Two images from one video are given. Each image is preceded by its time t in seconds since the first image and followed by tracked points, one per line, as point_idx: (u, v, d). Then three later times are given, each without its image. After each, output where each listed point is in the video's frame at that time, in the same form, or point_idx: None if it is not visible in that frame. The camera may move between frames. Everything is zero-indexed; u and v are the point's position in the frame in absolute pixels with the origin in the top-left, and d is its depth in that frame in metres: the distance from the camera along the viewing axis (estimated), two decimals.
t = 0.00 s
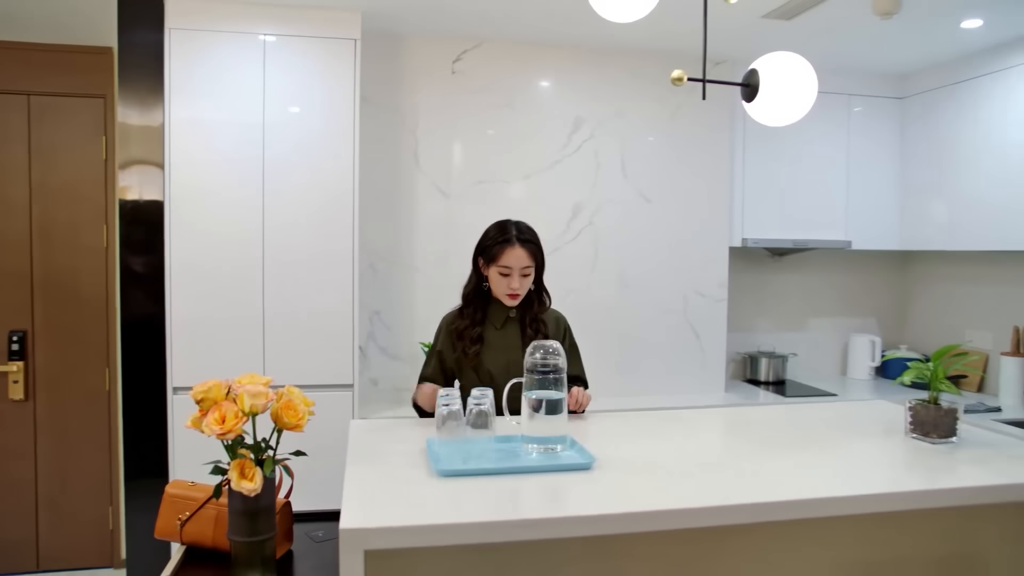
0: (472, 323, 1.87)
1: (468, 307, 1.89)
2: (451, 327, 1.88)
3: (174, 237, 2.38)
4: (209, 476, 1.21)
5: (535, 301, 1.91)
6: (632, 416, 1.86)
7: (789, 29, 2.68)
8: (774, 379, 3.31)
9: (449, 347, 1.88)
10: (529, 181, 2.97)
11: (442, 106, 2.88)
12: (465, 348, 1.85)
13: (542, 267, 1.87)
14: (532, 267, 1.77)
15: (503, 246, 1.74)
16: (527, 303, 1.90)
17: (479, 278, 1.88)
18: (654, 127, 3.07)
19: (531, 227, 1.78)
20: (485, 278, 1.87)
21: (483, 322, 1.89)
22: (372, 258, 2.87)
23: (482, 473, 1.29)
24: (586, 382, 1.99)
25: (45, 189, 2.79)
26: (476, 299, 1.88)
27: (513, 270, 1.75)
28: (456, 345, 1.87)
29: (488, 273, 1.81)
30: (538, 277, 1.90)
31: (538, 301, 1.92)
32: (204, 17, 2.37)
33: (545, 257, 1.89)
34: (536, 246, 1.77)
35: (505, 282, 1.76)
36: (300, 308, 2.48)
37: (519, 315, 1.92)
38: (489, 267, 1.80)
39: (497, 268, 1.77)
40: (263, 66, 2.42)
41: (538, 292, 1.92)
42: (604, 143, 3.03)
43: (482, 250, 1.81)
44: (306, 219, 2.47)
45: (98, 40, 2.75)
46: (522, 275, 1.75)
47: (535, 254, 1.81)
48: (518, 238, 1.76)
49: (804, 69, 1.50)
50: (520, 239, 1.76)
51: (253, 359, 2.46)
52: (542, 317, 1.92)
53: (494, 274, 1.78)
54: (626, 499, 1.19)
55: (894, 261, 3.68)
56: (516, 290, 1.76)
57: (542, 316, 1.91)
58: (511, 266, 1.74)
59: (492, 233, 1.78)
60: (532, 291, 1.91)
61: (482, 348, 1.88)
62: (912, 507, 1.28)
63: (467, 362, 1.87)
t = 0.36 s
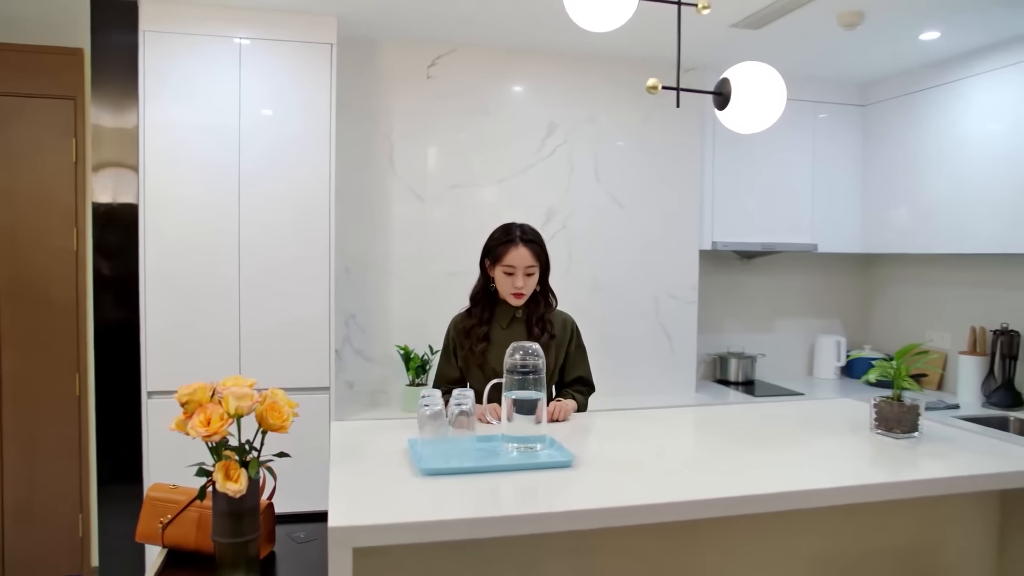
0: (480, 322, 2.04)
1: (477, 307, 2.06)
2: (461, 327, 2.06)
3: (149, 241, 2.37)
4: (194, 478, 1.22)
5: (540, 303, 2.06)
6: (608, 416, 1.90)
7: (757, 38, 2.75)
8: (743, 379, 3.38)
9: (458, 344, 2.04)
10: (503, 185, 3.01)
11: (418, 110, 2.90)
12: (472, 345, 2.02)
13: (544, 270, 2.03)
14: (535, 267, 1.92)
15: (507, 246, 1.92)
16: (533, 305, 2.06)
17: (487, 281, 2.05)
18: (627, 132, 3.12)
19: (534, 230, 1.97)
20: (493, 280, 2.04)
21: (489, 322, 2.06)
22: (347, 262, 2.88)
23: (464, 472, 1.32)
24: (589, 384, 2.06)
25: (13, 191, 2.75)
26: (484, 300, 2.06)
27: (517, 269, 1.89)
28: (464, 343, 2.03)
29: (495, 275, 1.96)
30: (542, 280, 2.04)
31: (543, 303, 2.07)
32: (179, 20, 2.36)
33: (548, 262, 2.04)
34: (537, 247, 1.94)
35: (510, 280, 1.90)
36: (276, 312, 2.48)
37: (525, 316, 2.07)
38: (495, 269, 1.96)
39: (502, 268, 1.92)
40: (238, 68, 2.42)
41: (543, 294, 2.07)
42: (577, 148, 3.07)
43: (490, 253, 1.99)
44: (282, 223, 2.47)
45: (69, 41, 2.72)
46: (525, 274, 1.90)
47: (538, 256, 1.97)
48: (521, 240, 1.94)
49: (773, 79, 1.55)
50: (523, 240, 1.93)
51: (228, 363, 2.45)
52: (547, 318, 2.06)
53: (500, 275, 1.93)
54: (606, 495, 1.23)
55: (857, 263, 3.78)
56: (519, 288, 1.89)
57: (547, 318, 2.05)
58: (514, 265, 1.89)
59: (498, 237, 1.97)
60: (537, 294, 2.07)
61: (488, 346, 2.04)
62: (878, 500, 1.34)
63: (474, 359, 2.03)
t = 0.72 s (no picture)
0: (467, 327, 2.07)
1: (464, 312, 2.09)
2: (449, 332, 2.08)
3: (125, 246, 2.35)
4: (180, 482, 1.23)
5: (526, 308, 2.09)
6: (586, 419, 1.94)
7: (728, 49, 2.82)
8: (716, 382, 3.45)
9: (445, 349, 2.08)
10: (480, 191, 3.03)
11: (395, 117, 2.92)
12: (461, 350, 2.05)
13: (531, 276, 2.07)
14: (520, 270, 1.95)
15: (492, 250, 1.95)
16: (518, 311, 2.09)
17: (473, 286, 2.08)
18: (601, 140, 3.17)
19: (520, 235, 2.00)
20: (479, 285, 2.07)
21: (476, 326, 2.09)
22: (325, 267, 2.88)
23: (447, 473, 1.34)
24: (574, 391, 2.12)
25: None
26: (471, 305, 2.09)
27: (502, 272, 1.92)
28: (451, 347, 2.07)
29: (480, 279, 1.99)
30: (528, 284, 2.08)
31: (529, 308, 2.10)
32: (156, 26, 2.35)
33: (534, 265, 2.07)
34: (522, 251, 1.97)
35: (495, 284, 1.94)
36: (254, 317, 2.48)
37: (512, 321, 2.10)
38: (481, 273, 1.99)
39: (487, 271, 1.95)
40: (214, 73, 2.42)
41: (529, 299, 2.10)
42: (553, 155, 3.12)
43: (476, 257, 2.02)
44: (260, 229, 2.47)
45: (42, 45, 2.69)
46: (510, 277, 1.93)
47: (524, 261, 2.00)
48: (506, 244, 1.97)
49: (745, 90, 1.61)
50: (508, 244, 1.96)
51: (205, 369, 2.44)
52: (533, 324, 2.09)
53: (485, 279, 1.96)
54: (588, 494, 1.26)
55: (825, 268, 3.88)
56: (504, 291, 1.92)
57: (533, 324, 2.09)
58: (499, 268, 1.92)
59: (484, 241, 2.01)
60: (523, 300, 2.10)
61: (474, 351, 2.07)
62: (848, 496, 1.39)
63: (460, 363, 2.05)
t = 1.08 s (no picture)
0: (444, 333, 2.10)
1: (441, 318, 2.12)
2: (426, 338, 2.11)
3: (104, 252, 2.34)
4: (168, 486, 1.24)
5: (502, 313, 2.12)
6: (566, 422, 1.97)
7: (702, 59, 2.88)
8: (691, 386, 3.50)
9: (422, 355, 2.10)
10: (459, 198, 3.06)
11: (374, 123, 2.94)
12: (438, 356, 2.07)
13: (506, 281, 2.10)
14: (497, 275, 1.98)
15: (469, 255, 1.98)
16: (494, 316, 2.12)
17: (450, 290, 2.11)
18: (578, 147, 3.22)
19: (496, 240, 2.03)
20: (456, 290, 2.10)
21: (453, 333, 2.11)
22: (304, 273, 2.88)
23: (433, 476, 1.36)
24: (551, 395, 2.14)
25: None
26: (448, 311, 2.12)
27: (480, 277, 1.96)
28: (428, 354, 2.09)
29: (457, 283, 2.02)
30: (504, 290, 2.10)
31: (505, 314, 2.13)
32: (135, 31, 2.35)
33: (510, 271, 2.10)
34: (499, 256, 2.00)
35: (472, 288, 1.97)
36: (233, 323, 2.47)
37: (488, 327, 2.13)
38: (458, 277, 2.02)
39: (464, 276, 1.98)
40: (195, 79, 2.42)
41: (504, 304, 2.12)
42: (531, 162, 3.15)
43: (453, 262, 2.05)
44: (240, 234, 2.47)
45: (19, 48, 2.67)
46: (486, 281, 1.96)
47: (500, 265, 2.03)
48: (482, 249, 1.99)
49: (721, 101, 1.65)
50: (485, 249, 1.99)
51: (184, 375, 2.43)
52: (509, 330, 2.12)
53: (462, 283, 1.99)
54: (571, 495, 1.29)
55: (796, 274, 3.96)
56: (481, 296, 1.96)
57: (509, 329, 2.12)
58: (476, 273, 1.95)
59: (461, 246, 2.03)
60: (498, 306, 2.13)
61: (452, 357, 2.09)
62: (821, 493, 1.44)
63: (437, 369, 2.07)
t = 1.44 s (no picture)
0: (423, 335, 2.11)
1: (420, 320, 2.13)
2: (404, 341, 2.13)
3: (85, 255, 2.32)
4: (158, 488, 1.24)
5: (480, 315, 2.14)
6: (549, 423, 2.00)
7: (680, 65, 2.93)
8: (670, 388, 3.55)
9: (401, 358, 2.11)
10: (441, 201, 3.08)
11: (357, 127, 2.95)
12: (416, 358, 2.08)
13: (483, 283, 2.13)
14: (473, 275, 2.00)
15: (446, 256, 2.00)
16: (472, 319, 2.14)
17: (428, 292, 2.13)
18: (559, 151, 3.25)
19: (473, 242, 2.06)
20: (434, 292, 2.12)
21: (432, 335, 2.13)
22: (287, 276, 2.88)
23: (421, 476, 1.38)
24: (528, 396, 2.15)
25: None
26: (426, 313, 2.13)
27: (456, 277, 1.98)
28: (408, 356, 2.10)
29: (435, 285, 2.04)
30: (482, 292, 2.13)
31: (483, 315, 2.14)
32: (116, 33, 2.34)
33: (487, 273, 2.13)
34: (475, 257, 2.03)
35: (448, 289, 1.99)
36: (216, 327, 2.47)
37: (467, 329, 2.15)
38: (436, 278, 2.04)
39: (441, 277, 2.00)
40: (177, 82, 2.41)
41: (483, 306, 2.15)
42: (512, 167, 3.18)
43: (430, 264, 2.07)
44: (223, 237, 2.47)
45: None
46: (463, 282, 1.98)
47: (478, 267, 2.06)
48: (459, 250, 2.02)
49: (701, 108, 1.69)
50: (462, 250, 2.02)
51: (166, 379, 2.42)
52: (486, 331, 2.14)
53: (439, 284, 2.01)
54: (558, 494, 1.32)
55: (772, 277, 4.03)
56: (458, 296, 1.98)
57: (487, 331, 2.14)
58: (453, 274, 1.97)
59: (438, 248, 2.06)
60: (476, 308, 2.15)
61: (431, 359, 2.10)
62: (800, 490, 1.49)
63: (417, 371, 2.08)
